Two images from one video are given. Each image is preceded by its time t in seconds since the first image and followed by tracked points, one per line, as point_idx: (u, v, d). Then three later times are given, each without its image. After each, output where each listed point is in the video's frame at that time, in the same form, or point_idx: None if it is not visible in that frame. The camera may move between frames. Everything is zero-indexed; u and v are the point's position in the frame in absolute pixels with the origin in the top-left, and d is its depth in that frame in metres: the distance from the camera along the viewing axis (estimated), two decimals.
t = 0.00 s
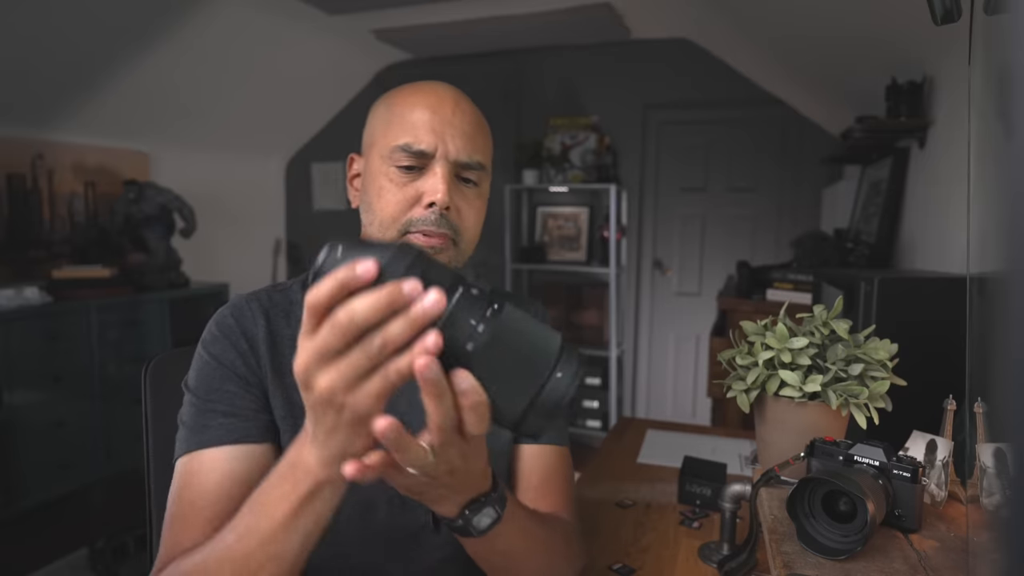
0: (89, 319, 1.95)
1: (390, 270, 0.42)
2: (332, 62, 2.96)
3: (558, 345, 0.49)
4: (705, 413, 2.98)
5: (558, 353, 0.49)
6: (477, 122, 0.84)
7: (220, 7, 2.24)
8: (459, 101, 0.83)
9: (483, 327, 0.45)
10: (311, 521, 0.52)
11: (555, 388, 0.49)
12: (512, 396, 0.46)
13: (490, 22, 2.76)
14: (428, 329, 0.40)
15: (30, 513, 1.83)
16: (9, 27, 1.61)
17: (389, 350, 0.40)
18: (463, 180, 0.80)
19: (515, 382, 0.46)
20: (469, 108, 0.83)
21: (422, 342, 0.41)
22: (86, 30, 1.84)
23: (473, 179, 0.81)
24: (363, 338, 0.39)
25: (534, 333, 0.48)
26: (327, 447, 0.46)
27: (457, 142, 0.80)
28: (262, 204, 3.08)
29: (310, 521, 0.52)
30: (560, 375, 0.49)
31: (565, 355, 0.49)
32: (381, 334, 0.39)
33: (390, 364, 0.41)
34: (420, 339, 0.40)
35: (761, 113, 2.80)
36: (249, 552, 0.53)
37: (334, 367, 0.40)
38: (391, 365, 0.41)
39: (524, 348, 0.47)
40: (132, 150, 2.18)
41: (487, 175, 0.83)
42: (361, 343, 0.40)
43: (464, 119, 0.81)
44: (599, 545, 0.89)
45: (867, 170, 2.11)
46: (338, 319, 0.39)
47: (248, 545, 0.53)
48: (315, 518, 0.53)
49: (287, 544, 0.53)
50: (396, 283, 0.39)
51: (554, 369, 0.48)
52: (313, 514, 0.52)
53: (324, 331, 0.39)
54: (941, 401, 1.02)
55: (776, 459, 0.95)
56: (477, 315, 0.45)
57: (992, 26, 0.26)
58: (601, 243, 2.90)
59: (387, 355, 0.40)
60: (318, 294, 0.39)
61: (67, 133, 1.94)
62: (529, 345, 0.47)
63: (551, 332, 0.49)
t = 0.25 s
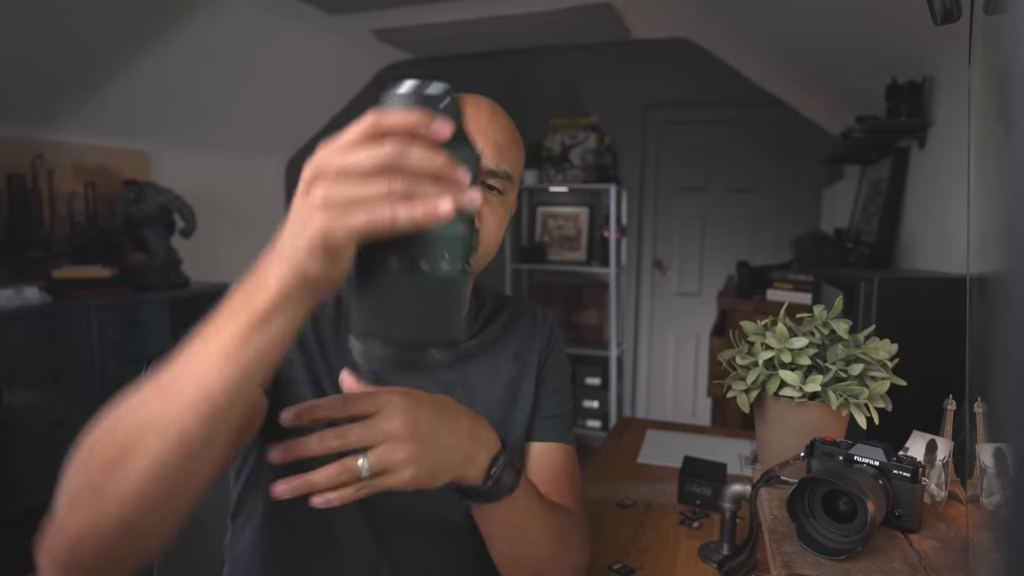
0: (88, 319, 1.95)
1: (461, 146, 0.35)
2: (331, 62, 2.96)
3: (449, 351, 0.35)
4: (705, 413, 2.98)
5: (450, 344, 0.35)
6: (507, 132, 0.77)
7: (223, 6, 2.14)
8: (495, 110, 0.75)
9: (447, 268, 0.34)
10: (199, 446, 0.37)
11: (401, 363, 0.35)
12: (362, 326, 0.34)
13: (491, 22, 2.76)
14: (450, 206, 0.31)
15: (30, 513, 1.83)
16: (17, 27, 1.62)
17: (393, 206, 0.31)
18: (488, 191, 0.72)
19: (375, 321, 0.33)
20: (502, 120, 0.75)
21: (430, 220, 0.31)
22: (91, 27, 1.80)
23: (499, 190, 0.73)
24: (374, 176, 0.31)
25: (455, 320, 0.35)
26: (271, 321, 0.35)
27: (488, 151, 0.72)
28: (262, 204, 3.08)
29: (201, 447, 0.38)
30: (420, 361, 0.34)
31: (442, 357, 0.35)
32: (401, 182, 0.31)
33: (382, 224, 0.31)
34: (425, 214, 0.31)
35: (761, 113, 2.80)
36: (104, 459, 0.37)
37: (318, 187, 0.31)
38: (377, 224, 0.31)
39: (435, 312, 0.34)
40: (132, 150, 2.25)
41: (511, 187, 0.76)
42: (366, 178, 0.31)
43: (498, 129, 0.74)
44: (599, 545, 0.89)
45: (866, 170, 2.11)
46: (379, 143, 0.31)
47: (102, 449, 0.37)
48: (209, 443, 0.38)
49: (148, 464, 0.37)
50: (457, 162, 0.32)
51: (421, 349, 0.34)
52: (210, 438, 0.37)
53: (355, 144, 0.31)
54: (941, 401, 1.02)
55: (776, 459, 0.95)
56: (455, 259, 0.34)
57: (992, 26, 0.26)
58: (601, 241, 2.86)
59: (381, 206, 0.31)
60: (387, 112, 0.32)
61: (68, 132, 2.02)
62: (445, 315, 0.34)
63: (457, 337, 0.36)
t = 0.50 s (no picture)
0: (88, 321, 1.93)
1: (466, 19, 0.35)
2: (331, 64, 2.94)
3: (470, 226, 0.32)
4: (705, 413, 2.98)
5: (465, 215, 0.32)
6: (519, 135, 0.79)
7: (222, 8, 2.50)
8: (506, 113, 0.79)
9: (455, 130, 0.32)
10: (148, 275, 0.41)
11: (417, 243, 0.31)
12: (370, 199, 0.32)
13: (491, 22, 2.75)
14: (397, 38, 0.32)
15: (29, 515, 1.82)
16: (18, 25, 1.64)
17: (353, 32, 0.33)
18: (493, 187, 0.75)
19: (381, 183, 0.32)
20: (514, 123, 0.79)
21: (383, 47, 0.32)
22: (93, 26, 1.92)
23: (505, 187, 0.76)
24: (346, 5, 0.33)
25: (474, 189, 0.33)
26: (232, 155, 0.40)
27: (495, 150, 0.75)
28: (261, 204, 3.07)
29: (151, 279, 0.41)
30: (435, 234, 0.31)
31: (462, 230, 0.32)
32: (370, 13, 0.32)
33: (334, 45, 0.34)
34: (380, 42, 0.32)
35: (761, 113, 2.80)
36: (65, 284, 0.41)
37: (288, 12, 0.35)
38: (333, 49, 0.34)
39: (443, 168, 0.31)
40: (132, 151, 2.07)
41: (520, 189, 0.78)
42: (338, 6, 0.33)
43: (507, 132, 0.77)
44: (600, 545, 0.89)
45: (867, 170, 2.11)
46: None
47: (67, 271, 0.41)
48: (160, 276, 0.41)
49: (97, 288, 0.41)
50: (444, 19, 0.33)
51: (428, 223, 0.31)
52: (161, 269, 0.41)
53: None
54: (940, 400, 1.02)
55: (776, 459, 0.95)
56: (467, 125, 0.33)
57: (993, 26, 0.26)
58: (601, 243, 2.91)
59: (342, 30, 0.33)
60: None
61: (67, 133, 1.84)
62: (459, 180, 0.32)
63: (477, 212, 0.33)
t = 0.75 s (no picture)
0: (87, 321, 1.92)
1: (471, 106, 0.37)
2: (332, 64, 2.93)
3: (457, 320, 0.36)
4: (705, 413, 2.98)
5: (450, 314, 0.36)
6: (536, 154, 0.76)
7: (222, 8, 2.37)
8: (524, 130, 0.76)
9: (453, 226, 0.36)
10: (146, 342, 0.41)
11: (404, 340, 0.35)
12: (363, 288, 0.35)
13: (491, 22, 2.75)
14: (397, 144, 0.33)
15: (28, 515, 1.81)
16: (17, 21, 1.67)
17: (351, 134, 0.34)
18: (506, 208, 0.75)
19: (373, 275, 0.35)
20: (533, 141, 0.77)
21: (380, 153, 0.33)
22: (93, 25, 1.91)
23: (517, 210, 0.75)
24: (347, 102, 0.33)
25: (467, 283, 0.36)
26: (236, 234, 0.38)
27: (509, 172, 0.74)
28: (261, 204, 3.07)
29: (150, 346, 0.41)
30: (426, 332, 0.35)
31: (452, 324, 0.36)
32: (369, 115, 0.33)
33: (337, 150, 0.34)
34: (381, 148, 0.33)
35: (761, 113, 2.80)
36: (71, 339, 0.42)
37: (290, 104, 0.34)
38: (334, 151, 0.34)
39: (439, 267, 0.35)
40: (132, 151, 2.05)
41: (534, 210, 0.77)
42: (342, 104, 0.34)
43: (524, 151, 0.75)
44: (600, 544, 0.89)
45: (867, 170, 2.11)
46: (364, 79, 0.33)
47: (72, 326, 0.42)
48: (161, 338, 0.41)
49: (97, 349, 0.41)
50: (445, 112, 0.35)
51: (418, 323, 0.35)
52: (161, 336, 0.41)
53: (342, 76, 0.34)
54: (940, 400, 1.02)
55: (776, 459, 0.95)
56: (467, 219, 0.37)
57: (992, 26, 0.26)
58: (600, 243, 2.89)
59: (341, 132, 0.34)
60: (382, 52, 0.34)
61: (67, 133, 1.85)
62: (451, 278, 0.35)
63: (468, 309, 0.37)
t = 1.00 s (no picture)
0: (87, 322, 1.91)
1: None
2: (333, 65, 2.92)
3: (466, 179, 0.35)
4: (705, 413, 2.98)
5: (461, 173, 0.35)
6: (541, 151, 0.77)
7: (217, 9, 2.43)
8: (529, 127, 0.76)
9: (442, 74, 0.35)
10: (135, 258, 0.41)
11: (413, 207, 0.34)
12: (364, 156, 0.34)
13: (491, 22, 2.75)
14: None
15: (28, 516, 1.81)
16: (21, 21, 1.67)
17: None
18: (513, 206, 0.75)
19: (374, 139, 0.34)
20: (538, 137, 0.76)
21: None
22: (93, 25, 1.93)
23: (524, 207, 0.76)
24: None
25: (468, 142, 0.35)
26: (215, 122, 0.40)
27: (515, 170, 0.74)
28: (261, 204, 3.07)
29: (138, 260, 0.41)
30: (436, 187, 0.34)
31: (460, 182, 0.35)
32: None
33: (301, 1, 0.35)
34: None
35: (761, 113, 2.80)
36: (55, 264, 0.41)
37: None
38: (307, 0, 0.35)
39: (436, 121, 0.34)
40: (132, 150, 2.06)
41: (539, 206, 0.78)
42: None
43: (529, 149, 0.75)
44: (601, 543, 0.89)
45: (867, 170, 2.11)
46: None
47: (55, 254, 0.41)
48: (153, 240, 0.41)
49: (86, 264, 0.40)
50: None
51: (427, 177, 0.34)
52: (148, 244, 0.41)
53: None
54: (940, 400, 1.01)
55: (776, 459, 0.95)
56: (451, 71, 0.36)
57: (993, 25, 0.26)
58: (601, 243, 2.92)
59: None
60: None
61: (67, 132, 1.85)
62: (451, 135, 0.34)
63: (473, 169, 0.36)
